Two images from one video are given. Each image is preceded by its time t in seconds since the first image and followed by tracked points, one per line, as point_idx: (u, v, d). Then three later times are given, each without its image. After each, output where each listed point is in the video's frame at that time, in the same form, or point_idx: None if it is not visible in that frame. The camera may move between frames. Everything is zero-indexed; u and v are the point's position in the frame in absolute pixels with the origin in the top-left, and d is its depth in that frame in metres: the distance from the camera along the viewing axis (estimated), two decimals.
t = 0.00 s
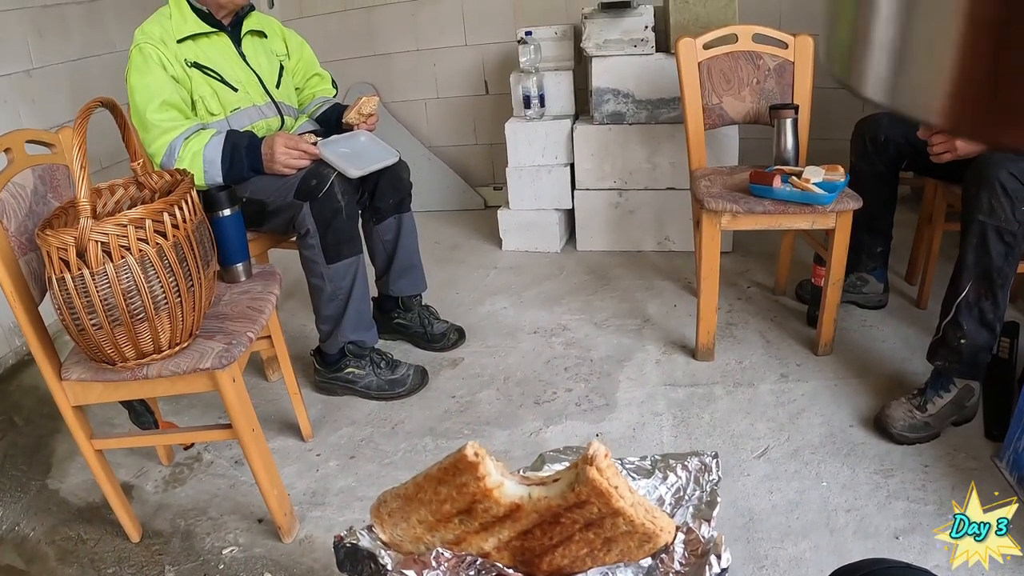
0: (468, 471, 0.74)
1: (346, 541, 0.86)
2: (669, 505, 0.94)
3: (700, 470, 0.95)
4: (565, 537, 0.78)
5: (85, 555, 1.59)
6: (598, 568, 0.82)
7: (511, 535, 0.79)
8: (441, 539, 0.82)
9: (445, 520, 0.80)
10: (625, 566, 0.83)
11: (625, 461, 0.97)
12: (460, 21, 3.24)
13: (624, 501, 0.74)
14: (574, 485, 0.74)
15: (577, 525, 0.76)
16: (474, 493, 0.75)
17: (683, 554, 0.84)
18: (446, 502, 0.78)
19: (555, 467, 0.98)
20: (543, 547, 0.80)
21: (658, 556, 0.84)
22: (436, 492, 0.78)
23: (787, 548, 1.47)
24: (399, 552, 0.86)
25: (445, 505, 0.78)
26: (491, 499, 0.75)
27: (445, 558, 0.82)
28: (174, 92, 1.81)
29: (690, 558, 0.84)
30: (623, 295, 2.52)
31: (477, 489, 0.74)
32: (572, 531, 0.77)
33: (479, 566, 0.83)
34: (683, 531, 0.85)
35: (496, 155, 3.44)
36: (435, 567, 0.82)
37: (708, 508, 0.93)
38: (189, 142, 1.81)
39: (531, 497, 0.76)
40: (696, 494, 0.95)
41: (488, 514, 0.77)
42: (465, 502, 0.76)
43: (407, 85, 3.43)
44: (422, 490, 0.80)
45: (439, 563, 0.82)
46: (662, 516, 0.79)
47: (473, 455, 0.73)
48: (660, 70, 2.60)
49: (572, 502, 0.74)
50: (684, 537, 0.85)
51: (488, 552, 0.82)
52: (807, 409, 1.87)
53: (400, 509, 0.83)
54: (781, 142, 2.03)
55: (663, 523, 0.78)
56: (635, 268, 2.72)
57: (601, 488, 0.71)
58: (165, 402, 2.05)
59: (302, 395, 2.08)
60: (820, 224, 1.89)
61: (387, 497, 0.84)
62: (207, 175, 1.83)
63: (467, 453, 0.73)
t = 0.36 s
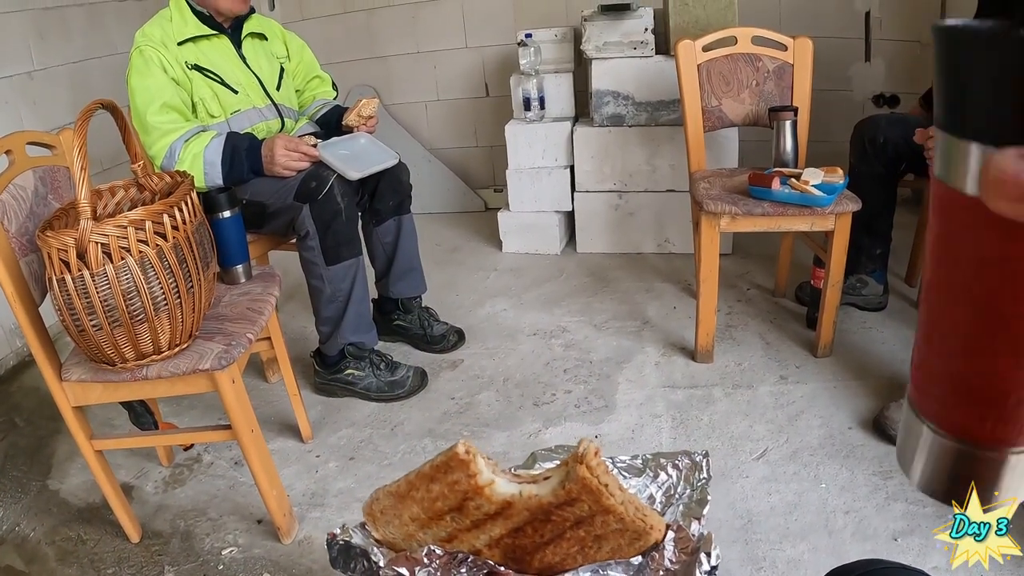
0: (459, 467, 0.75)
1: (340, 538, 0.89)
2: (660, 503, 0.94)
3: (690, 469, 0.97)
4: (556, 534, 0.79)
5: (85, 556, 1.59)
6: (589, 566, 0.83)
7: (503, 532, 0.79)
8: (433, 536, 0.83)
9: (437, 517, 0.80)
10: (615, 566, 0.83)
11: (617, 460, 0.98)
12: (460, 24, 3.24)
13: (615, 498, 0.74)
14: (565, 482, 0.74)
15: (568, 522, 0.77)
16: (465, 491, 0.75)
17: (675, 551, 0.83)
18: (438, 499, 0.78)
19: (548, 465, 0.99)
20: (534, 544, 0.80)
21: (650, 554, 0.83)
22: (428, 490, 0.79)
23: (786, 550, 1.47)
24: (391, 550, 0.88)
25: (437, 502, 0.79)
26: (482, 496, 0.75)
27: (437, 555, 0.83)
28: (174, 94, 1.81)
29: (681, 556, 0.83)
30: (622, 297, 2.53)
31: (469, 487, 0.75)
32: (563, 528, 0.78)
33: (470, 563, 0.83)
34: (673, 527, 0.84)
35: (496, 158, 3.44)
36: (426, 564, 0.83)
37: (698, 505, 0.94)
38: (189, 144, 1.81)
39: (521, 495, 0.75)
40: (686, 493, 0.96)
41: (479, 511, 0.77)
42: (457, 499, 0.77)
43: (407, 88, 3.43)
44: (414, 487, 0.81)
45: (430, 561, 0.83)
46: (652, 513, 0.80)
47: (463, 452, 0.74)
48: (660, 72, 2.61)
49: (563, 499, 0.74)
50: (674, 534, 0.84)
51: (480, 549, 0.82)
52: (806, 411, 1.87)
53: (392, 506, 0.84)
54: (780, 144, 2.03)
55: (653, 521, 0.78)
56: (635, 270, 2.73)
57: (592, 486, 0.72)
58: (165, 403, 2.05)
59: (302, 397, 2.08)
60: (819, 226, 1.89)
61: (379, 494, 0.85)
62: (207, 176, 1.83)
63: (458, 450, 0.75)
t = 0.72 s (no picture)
0: (455, 468, 0.77)
1: (335, 538, 0.87)
2: (655, 505, 0.94)
3: (685, 472, 0.97)
4: (551, 536, 0.79)
5: (84, 557, 1.59)
6: (583, 568, 0.81)
7: (497, 534, 0.80)
8: (428, 537, 0.83)
9: (432, 518, 0.81)
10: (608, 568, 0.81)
11: (612, 462, 0.98)
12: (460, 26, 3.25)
13: (609, 501, 0.76)
14: (560, 484, 0.76)
15: (562, 524, 0.78)
16: (460, 492, 0.77)
17: (670, 554, 0.82)
18: (432, 500, 0.80)
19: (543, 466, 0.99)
20: (529, 546, 0.81)
21: (643, 556, 0.81)
22: (423, 491, 0.80)
23: (785, 552, 1.47)
24: (385, 550, 0.86)
25: (432, 503, 0.80)
26: (476, 497, 0.77)
27: (431, 556, 0.82)
28: (175, 96, 1.82)
29: (675, 558, 0.82)
30: (622, 300, 2.52)
31: (464, 488, 0.77)
32: (558, 530, 0.79)
33: (465, 564, 0.82)
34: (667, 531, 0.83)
35: (496, 160, 3.44)
36: (421, 564, 0.82)
37: (693, 509, 0.93)
38: (190, 146, 1.81)
39: (517, 496, 0.77)
40: (681, 494, 0.96)
41: (474, 512, 0.78)
42: (451, 500, 0.78)
43: (408, 90, 3.44)
44: (409, 487, 0.82)
45: (425, 561, 0.82)
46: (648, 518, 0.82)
47: (459, 453, 0.77)
48: (661, 74, 2.61)
49: (557, 501, 0.76)
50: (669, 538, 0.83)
51: (475, 550, 0.83)
52: (806, 414, 1.87)
53: (387, 507, 0.84)
54: (780, 147, 2.03)
55: (648, 523, 0.80)
56: (635, 272, 2.73)
57: (587, 488, 0.74)
58: (166, 404, 2.05)
59: (302, 399, 2.08)
60: (819, 228, 1.89)
61: (374, 495, 0.86)
62: (207, 178, 1.83)
63: (454, 451, 0.77)
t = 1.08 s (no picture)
0: (457, 466, 0.78)
1: (338, 536, 0.87)
2: (654, 501, 0.94)
3: (684, 468, 0.97)
4: (552, 533, 0.80)
5: (87, 557, 1.59)
6: (584, 564, 0.82)
7: (499, 531, 0.81)
8: (430, 535, 0.84)
9: (434, 516, 0.82)
10: (608, 564, 0.82)
11: (612, 459, 0.98)
12: (463, 28, 3.25)
13: (609, 497, 0.77)
14: (560, 482, 0.77)
15: (563, 521, 0.79)
16: (461, 489, 0.78)
17: (668, 551, 0.83)
18: (434, 498, 0.80)
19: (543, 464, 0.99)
20: (530, 543, 0.81)
21: (642, 552, 0.83)
22: (425, 489, 0.81)
23: (786, 553, 1.47)
24: (388, 548, 0.87)
25: (433, 501, 0.81)
26: (477, 495, 0.78)
27: (433, 553, 0.83)
28: (178, 98, 1.82)
29: (674, 555, 0.84)
30: (624, 302, 2.53)
31: (465, 485, 0.77)
32: (558, 527, 0.79)
33: (467, 561, 0.83)
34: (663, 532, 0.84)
35: (498, 162, 3.45)
36: (424, 563, 0.83)
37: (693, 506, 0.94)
38: (193, 148, 1.82)
39: (518, 494, 0.78)
40: (680, 491, 0.96)
41: (475, 510, 0.79)
42: (453, 498, 0.79)
43: (410, 92, 3.44)
44: (411, 485, 0.83)
45: (428, 559, 0.83)
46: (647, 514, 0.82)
47: (461, 451, 0.77)
48: (663, 76, 2.61)
49: (558, 498, 0.76)
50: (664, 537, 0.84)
51: (476, 547, 0.83)
52: (808, 415, 1.87)
53: (389, 506, 0.85)
54: (781, 149, 2.03)
55: (647, 520, 0.81)
56: (637, 274, 2.73)
57: (587, 484, 0.75)
58: (168, 406, 2.05)
59: (304, 400, 2.09)
60: (820, 230, 1.89)
61: (376, 493, 0.86)
62: (211, 180, 1.84)
63: (456, 449, 0.78)
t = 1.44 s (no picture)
0: (457, 467, 0.78)
1: (339, 538, 0.87)
2: (654, 501, 0.94)
3: (683, 468, 0.97)
4: (552, 533, 0.80)
5: (89, 560, 1.59)
6: (585, 564, 0.81)
7: (499, 532, 0.81)
8: (431, 537, 0.84)
9: (434, 518, 0.82)
10: (610, 564, 0.81)
11: (611, 460, 0.98)
12: (465, 34, 3.26)
13: (609, 497, 0.77)
14: (560, 483, 0.77)
15: (563, 521, 0.79)
16: (462, 491, 0.78)
17: (669, 550, 0.83)
18: (435, 500, 0.81)
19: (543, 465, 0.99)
20: (530, 544, 0.81)
21: (643, 551, 0.82)
22: (426, 490, 0.81)
23: (788, 558, 1.47)
24: (389, 549, 0.87)
25: (434, 502, 0.81)
26: (478, 496, 0.78)
27: (435, 554, 0.82)
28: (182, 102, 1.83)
29: (676, 554, 0.84)
30: (626, 307, 2.53)
31: (466, 487, 0.78)
32: (559, 528, 0.80)
33: (468, 562, 0.82)
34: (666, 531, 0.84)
35: (500, 166, 3.45)
36: (425, 564, 0.82)
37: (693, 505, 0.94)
38: (197, 152, 1.83)
39: (518, 494, 0.78)
40: (680, 490, 0.96)
41: (476, 511, 0.79)
42: (453, 499, 0.79)
43: (413, 97, 3.45)
44: (411, 487, 0.83)
45: (429, 560, 0.82)
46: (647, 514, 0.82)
47: (461, 452, 0.78)
48: (665, 81, 2.62)
49: (558, 499, 0.77)
50: (667, 535, 0.84)
51: (477, 549, 0.83)
52: (810, 420, 1.87)
53: (390, 508, 0.85)
54: (783, 154, 2.04)
55: (647, 520, 0.81)
56: (639, 279, 2.73)
57: (587, 484, 0.75)
58: (170, 409, 2.06)
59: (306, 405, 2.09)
60: (822, 235, 1.89)
61: (377, 495, 0.86)
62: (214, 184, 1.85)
63: (456, 450, 0.78)
